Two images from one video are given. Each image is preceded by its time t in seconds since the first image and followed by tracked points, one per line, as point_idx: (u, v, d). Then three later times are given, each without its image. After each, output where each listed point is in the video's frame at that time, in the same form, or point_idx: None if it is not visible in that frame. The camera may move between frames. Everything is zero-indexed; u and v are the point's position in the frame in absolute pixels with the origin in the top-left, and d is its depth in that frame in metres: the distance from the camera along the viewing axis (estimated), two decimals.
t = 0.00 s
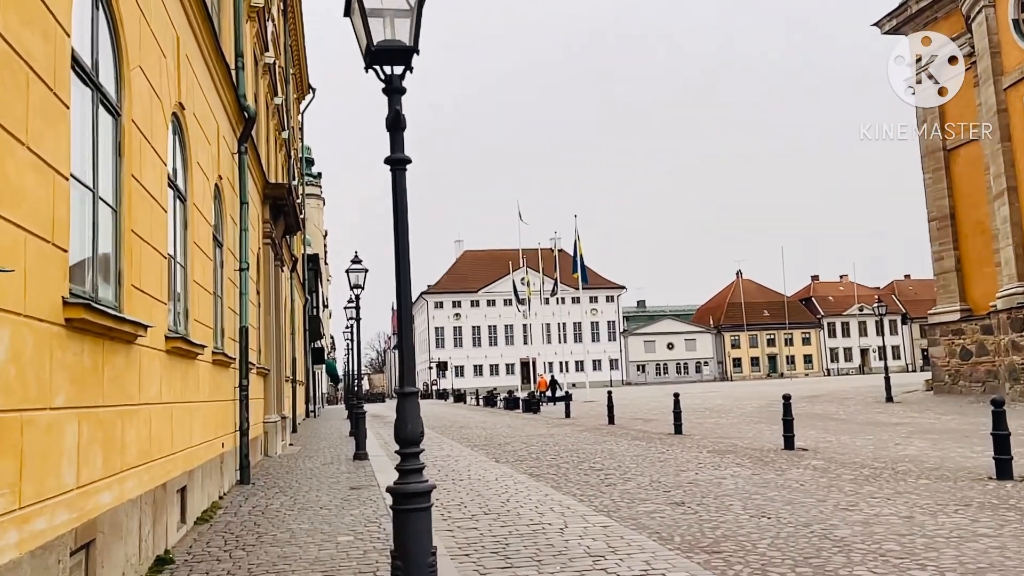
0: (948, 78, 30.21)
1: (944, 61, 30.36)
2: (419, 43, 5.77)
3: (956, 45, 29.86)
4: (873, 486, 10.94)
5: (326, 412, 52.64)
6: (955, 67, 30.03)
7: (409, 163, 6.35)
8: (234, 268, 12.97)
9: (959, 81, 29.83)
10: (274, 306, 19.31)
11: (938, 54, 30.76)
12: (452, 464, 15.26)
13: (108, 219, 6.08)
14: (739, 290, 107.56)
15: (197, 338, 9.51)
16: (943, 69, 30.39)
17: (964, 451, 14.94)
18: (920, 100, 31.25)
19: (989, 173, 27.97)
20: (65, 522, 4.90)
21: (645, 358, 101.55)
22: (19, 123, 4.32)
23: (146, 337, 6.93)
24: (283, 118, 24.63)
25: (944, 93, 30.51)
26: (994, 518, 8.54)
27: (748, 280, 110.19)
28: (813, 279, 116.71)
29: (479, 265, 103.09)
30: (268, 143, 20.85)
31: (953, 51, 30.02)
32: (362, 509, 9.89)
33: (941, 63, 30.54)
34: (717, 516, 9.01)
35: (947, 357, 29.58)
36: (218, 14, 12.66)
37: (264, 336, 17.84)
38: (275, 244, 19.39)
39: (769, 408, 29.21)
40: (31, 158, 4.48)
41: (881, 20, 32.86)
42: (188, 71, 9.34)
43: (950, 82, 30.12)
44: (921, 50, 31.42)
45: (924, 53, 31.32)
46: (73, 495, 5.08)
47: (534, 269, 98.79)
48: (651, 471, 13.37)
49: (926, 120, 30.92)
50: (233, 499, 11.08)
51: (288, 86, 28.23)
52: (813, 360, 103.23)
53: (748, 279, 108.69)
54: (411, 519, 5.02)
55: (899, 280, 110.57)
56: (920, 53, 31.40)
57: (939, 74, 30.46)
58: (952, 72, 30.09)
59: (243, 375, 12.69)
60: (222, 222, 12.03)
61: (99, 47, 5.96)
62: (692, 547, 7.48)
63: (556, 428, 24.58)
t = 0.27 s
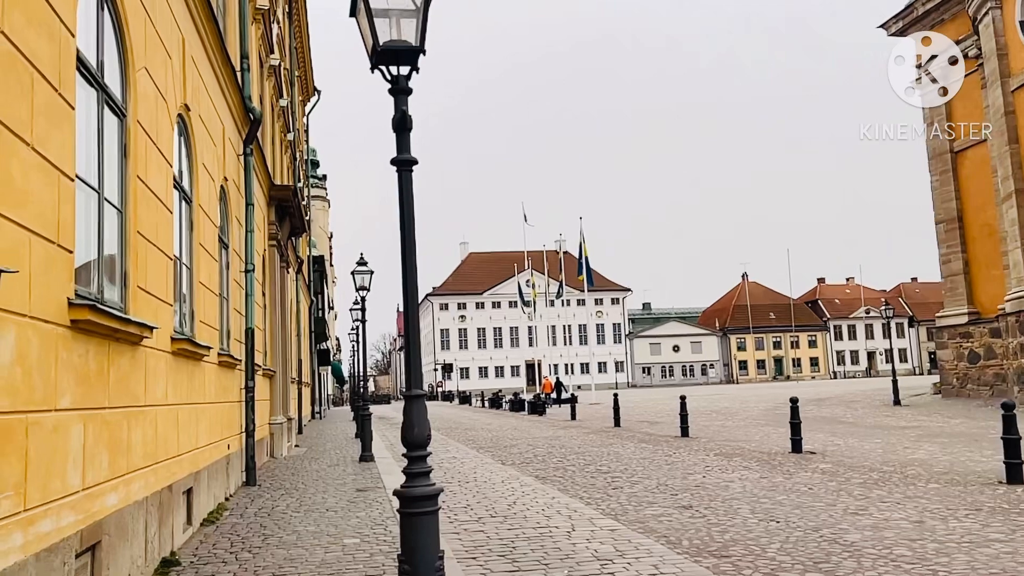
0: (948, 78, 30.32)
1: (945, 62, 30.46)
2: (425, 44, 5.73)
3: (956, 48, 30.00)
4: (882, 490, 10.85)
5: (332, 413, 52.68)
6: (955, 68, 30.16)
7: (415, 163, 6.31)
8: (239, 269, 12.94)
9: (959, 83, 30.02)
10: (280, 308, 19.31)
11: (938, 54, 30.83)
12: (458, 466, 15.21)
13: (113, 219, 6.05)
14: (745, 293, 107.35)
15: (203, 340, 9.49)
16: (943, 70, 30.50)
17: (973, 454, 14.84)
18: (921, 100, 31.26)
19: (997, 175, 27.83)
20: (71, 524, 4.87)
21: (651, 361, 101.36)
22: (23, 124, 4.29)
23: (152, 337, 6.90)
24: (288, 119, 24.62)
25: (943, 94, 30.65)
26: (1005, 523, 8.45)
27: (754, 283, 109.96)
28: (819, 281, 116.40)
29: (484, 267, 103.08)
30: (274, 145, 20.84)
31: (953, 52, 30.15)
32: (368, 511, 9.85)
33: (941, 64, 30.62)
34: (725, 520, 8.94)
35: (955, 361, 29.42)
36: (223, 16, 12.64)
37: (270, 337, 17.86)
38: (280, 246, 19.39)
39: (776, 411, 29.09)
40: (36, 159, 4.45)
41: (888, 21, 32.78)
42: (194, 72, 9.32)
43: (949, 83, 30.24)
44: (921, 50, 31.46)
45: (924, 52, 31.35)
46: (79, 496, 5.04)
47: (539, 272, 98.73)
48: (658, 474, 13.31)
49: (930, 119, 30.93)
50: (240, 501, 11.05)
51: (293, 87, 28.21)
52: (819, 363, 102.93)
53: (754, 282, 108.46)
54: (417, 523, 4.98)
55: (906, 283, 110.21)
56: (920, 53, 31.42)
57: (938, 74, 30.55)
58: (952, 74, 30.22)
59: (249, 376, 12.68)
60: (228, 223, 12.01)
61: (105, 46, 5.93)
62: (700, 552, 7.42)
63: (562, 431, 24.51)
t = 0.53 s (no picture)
0: (950, 79, 30.44)
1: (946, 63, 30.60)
2: (434, 37, 5.69)
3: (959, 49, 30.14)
4: (889, 490, 10.79)
5: (337, 409, 52.71)
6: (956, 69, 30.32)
7: (423, 157, 6.27)
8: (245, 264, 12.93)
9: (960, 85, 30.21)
10: (286, 303, 19.27)
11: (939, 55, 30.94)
12: (463, 463, 15.17)
13: (119, 213, 6.02)
14: (750, 291, 107.13)
15: (209, 335, 9.47)
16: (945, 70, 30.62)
17: (981, 455, 14.76)
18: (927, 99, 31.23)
19: (1006, 174, 27.67)
20: (74, 519, 4.84)
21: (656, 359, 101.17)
22: (29, 117, 4.27)
23: (157, 332, 6.87)
24: (294, 114, 24.59)
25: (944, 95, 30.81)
26: (1014, 524, 8.40)
27: (760, 281, 109.74)
28: (825, 280, 116.13)
29: (490, 264, 103.00)
30: (280, 141, 20.80)
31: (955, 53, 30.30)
32: (373, 508, 9.83)
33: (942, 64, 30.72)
34: (732, 519, 8.89)
35: (962, 360, 29.28)
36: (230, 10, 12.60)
37: (275, 333, 17.85)
38: (286, 241, 19.36)
39: (781, 409, 28.98)
40: (42, 151, 4.43)
41: (898, 18, 32.61)
42: (201, 66, 9.30)
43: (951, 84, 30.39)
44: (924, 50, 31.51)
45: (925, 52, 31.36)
46: (83, 492, 5.02)
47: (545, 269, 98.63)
48: (663, 472, 13.26)
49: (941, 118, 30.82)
50: (244, 496, 11.04)
51: (300, 82, 28.17)
52: (824, 362, 102.73)
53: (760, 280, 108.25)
54: (424, 520, 4.94)
55: (913, 282, 109.89)
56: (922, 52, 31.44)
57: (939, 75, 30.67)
58: (954, 74, 30.35)
59: (254, 371, 12.66)
60: (234, 218, 11.99)
61: (111, 39, 5.90)
62: (707, 551, 7.38)
63: (567, 428, 24.46)
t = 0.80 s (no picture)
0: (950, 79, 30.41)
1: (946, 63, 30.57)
2: (436, 27, 5.62)
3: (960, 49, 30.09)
4: (889, 489, 10.76)
5: (335, 402, 52.70)
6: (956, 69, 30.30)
7: (425, 149, 6.21)
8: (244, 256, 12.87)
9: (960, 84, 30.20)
10: (285, 295, 19.21)
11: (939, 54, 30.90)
12: (462, 457, 15.14)
13: (117, 202, 5.96)
14: (750, 288, 107.09)
15: (207, 326, 9.42)
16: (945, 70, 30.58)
17: (980, 454, 14.73)
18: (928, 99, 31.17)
19: (1007, 173, 27.59)
20: (71, 511, 4.80)
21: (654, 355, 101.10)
22: (26, 103, 4.21)
23: (155, 323, 6.81)
24: (295, 107, 24.53)
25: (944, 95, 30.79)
26: (1015, 524, 8.36)
27: (760, 278, 109.69)
28: (824, 277, 116.12)
29: (489, 259, 102.92)
30: (280, 133, 20.71)
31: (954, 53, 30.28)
32: (371, 502, 9.79)
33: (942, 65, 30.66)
34: (731, 516, 8.86)
35: (961, 359, 29.26)
36: None
37: (274, 326, 17.79)
38: (286, 234, 19.29)
39: (780, 407, 28.96)
40: (39, 139, 4.37)
41: (900, 16, 32.50)
42: (200, 55, 9.22)
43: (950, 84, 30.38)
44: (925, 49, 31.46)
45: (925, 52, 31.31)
46: (80, 483, 4.97)
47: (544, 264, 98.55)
48: (662, 468, 13.22)
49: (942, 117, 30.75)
50: (242, 489, 11.01)
51: (300, 74, 28.09)
52: (823, 359, 102.79)
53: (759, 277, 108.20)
54: (424, 515, 4.90)
55: (912, 280, 109.87)
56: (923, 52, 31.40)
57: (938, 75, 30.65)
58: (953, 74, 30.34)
59: (253, 364, 12.62)
60: (233, 209, 11.93)
61: (109, 26, 5.83)
62: (707, 548, 7.34)
63: (566, 424, 24.43)
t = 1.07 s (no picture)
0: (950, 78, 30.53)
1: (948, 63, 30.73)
2: (440, 19, 5.58)
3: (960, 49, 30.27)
4: (892, 487, 10.73)
5: (336, 398, 52.69)
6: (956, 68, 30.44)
7: (428, 142, 6.17)
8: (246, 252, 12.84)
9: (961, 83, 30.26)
10: (286, 290, 19.18)
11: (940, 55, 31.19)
12: (463, 453, 15.12)
13: (118, 196, 5.93)
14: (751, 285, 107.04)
15: (208, 321, 9.38)
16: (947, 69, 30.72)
17: (983, 452, 14.70)
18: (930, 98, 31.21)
19: (1010, 171, 27.51)
20: (71, 506, 4.77)
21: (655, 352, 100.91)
22: (26, 95, 4.18)
23: (156, 318, 6.78)
24: (297, 102, 24.48)
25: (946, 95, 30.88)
26: (1018, 522, 8.33)
27: (761, 275, 109.61)
28: (826, 275, 116.04)
29: (491, 255, 102.85)
30: (282, 128, 20.66)
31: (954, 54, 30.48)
32: (372, 498, 9.76)
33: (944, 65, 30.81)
34: (733, 514, 8.83)
35: (963, 357, 29.21)
36: None
37: (275, 321, 17.76)
38: (287, 229, 19.26)
39: (781, 404, 28.92)
40: (39, 131, 4.33)
41: (904, 13, 32.44)
42: (202, 49, 9.18)
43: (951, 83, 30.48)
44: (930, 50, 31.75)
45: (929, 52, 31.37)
46: (79, 479, 4.94)
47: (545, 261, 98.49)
48: (664, 465, 13.19)
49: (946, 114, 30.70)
50: (243, 485, 10.98)
51: (302, 69, 28.06)
52: (824, 357, 102.76)
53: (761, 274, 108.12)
54: (425, 512, 4.88)
55: (914, 278, 109.77)
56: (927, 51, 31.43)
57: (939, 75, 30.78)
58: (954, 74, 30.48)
59: (254, 359, 12.60)
60: (235, 204, 11.89)
61: (111, 19, 5.79)
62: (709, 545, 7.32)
63: (567, 420, 24.40)
